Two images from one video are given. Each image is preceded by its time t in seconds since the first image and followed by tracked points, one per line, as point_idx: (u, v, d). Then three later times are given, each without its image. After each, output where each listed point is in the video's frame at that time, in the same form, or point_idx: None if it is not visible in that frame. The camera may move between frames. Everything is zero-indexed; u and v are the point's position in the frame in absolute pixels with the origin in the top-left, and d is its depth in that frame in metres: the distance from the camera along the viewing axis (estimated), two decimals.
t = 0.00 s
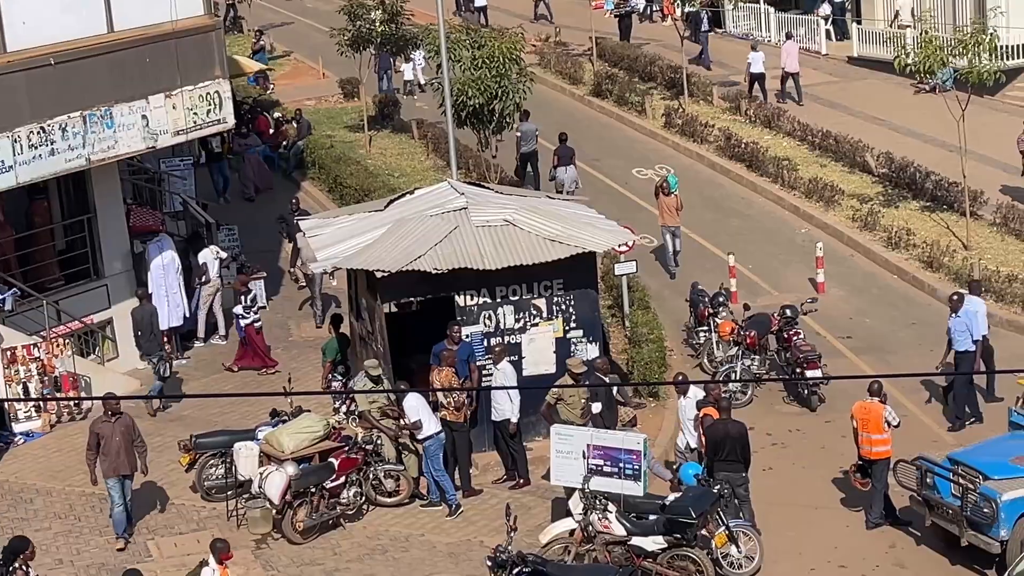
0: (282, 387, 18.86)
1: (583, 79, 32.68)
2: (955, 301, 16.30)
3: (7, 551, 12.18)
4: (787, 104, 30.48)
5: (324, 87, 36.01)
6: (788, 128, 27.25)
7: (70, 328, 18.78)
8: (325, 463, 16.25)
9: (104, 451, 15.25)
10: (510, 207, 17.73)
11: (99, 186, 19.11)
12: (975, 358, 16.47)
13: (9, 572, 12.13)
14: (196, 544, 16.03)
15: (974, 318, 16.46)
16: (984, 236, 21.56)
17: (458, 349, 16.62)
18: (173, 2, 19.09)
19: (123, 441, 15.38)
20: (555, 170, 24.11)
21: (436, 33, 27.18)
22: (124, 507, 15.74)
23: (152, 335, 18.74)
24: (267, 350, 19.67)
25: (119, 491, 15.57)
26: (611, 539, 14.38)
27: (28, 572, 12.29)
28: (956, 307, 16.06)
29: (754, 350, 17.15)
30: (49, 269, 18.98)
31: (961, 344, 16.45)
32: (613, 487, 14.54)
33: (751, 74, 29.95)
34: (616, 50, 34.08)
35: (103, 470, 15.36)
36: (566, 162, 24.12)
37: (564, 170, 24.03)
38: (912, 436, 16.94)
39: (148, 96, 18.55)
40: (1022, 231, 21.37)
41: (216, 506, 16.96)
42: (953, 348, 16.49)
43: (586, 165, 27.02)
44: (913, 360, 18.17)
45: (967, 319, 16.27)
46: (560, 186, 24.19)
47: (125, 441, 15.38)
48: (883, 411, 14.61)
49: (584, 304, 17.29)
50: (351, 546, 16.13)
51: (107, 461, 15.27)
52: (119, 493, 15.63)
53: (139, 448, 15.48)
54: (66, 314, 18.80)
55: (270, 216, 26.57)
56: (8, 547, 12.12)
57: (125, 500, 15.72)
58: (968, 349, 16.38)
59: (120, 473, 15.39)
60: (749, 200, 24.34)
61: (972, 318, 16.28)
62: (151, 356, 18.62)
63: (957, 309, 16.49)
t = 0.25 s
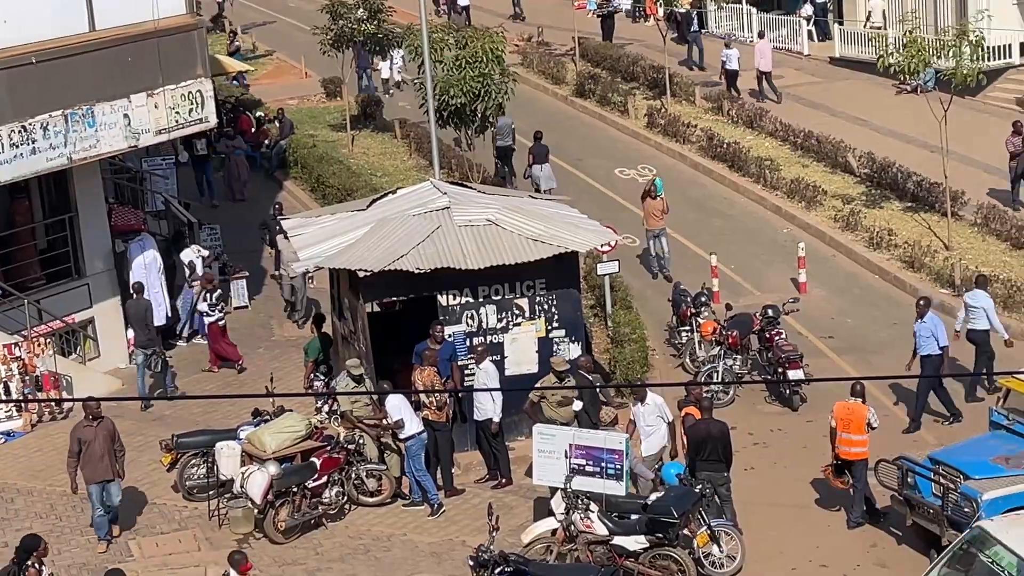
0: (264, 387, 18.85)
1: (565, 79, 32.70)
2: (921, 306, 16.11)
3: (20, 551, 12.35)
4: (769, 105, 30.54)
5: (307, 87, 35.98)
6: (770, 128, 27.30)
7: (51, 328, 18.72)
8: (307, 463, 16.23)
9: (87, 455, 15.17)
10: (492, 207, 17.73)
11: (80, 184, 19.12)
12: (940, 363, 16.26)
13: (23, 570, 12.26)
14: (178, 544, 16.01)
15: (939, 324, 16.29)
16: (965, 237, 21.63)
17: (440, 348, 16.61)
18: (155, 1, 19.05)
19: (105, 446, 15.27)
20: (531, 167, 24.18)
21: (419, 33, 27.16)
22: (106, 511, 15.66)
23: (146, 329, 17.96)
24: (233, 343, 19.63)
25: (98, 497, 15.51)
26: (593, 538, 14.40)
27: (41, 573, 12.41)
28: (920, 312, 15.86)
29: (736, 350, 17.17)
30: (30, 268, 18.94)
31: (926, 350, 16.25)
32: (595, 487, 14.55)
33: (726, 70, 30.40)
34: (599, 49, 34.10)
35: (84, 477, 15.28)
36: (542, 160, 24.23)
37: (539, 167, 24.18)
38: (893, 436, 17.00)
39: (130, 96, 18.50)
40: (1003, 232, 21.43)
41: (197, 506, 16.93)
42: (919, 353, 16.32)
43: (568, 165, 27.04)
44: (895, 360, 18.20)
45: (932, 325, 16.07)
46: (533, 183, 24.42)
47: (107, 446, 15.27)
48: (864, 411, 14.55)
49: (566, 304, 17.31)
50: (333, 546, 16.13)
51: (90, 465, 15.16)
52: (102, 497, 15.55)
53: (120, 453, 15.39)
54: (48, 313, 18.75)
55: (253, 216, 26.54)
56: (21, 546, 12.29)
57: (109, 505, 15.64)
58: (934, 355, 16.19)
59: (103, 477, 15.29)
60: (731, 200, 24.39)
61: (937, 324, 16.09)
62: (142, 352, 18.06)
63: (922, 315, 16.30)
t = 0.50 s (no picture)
0: (243, 388, 18.82)
1: (545, 80, 32.72)
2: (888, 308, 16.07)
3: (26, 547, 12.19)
4: (749, 106, 30.59)
5: (286, 87, 35.94)
6: (749, 129, 27.35)
7: (29, 329, 18.71)
8: (286, 464, 16.23)
9: (69, 463, 14.73)
10: (472, 208, 17.73)
11: (60, 185, 19.01)
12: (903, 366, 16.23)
13: (27, 566, 12.08)
14: (157, 546, 16.00)
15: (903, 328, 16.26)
16: (944, 238, 21.69)
17: (420, 349, 16.62)
18: (134, 2, 19.03)
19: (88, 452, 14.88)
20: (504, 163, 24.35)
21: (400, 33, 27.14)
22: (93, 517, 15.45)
23: (139, 327, 18.32)
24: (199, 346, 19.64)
25: (80, 501, 15.33)
26: (573, 539, 14.46)
27: (44, 570, 12.23)
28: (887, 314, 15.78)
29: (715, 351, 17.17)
30: (7, 269, 18.92)
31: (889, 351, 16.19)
32: (574, 488, 14.62)
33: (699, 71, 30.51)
34: (579, 51, 34.11)
35: (67, 483, 14.93)
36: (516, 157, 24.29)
37: (513, 164, 24.26)
38: (872, 437, 17.04)
39: (109, 96, 18.46)
40: (981, 233, 21.46)
41: (177, 507, 16.93)
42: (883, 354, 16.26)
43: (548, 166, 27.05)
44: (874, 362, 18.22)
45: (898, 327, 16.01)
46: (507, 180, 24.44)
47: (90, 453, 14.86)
48: (847, 411, 14.51)
49: (546, 305, 17.31)
50: (312, 547, 16.11)
51: (75, 475, 14.82)
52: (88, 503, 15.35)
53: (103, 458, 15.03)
54: (26, 314, 18.72)
55: (234, 216, 26.50)
56: (25, 542, 12.18)
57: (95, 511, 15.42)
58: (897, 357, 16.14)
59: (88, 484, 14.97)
60: (711, 201, 24.42)
61: (903, 326, 16.05)
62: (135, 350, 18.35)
63: (887, 317, 16.12)
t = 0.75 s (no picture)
0: (214, 390, 18.76)
1: (517, 82, 32.73)
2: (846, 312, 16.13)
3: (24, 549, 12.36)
4: (721, 108, 30.65)
5: (257, 89, 35.86)
6: (721, 132, 27.39)
7: None
8: (258, 467, 16.19)
9: (52, 471, 14.50)
10: (445, 209, 17.71)
11: (29, 187, 18.97)
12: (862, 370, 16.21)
13: (27, 571, 12.29)
14: (128, 549, 15.95)
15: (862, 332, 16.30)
16: (915, 240, 21.75)
17: (392, 351, 16.59)
18: (105, 2, 18.95)
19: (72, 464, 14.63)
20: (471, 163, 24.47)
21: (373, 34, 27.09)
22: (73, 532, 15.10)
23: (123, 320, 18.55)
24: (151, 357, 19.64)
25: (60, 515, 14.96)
26: (545, 541, 14.43)
27: (45, 573, 12.47)
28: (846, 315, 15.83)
29: (687, 353, 17.16)
30: None
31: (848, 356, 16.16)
32: (546, 490, 14.63)
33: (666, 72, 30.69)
34: (551, 53, 34.12)
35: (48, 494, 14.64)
36: (484, 157, 24.33)
37: (480, 164, 24.33)
38: (844, 439, 17.08)
39: (79, 97, 18.39)
40: (951, 235, 21.52)
41: (148, 510, 16.89)
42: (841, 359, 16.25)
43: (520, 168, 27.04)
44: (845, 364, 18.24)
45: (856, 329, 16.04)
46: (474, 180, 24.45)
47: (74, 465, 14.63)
48: (817, 409, 14.60)
49: (518, 307, 17.29)
50: (284, 550, 16.07)
51: (55, 482, 14.55)
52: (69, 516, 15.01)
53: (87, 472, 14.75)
54: None
55: (207, 218, 26.41)
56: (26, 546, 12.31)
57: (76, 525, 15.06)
58: (855, 361, 16.12)
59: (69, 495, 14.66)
60: (683, 203, 24.44)
61: (861, 329, 16.09)
62: (126, 343, 18.55)
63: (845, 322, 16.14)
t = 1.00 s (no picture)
0: (187, 392, 18.72)
1: (490, 83, 32.76)
2: (803, 315, 16.02)
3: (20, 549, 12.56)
4: (693, 109, 30.71)
5: (229, 89, 35.81)
6: (693, 133, 27.45)
7: None
8: (231, 468, 16.15)
9: (33, 478, 14.34)
10: (418, 210, 17.72)
11: None
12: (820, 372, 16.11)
13: (23, 570, 12.42)
14: (101, 551, 15.92)
15: (818, 335, 16.19)
16: (886, 241, 21.82)
17: (366, 352, 16.60)
18: (76, 3, 18.92)
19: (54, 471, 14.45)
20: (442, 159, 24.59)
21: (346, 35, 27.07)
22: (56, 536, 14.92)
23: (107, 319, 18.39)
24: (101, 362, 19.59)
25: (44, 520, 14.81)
26: (519, 542, 14.44)
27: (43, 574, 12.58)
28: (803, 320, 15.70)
29: (661, 353, 17.26)
30: None
31: (807, 360, 16.02)
32: (519, 491, 14.64)
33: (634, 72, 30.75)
34: (524, 54, 34.15)
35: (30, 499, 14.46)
36: (453, 154, 24.42)
37: (451, 160, 24.39)
38: (816, 439, 17.15)
39: (51, 98, 18.31)
40: (923, 236, 21.59)
41: (120, 512, 16.88)
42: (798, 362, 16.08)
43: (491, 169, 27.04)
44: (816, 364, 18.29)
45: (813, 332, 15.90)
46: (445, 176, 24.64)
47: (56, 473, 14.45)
48: (789, 408, 14.30)
49: (491, 307, 17.31)
50: (257, 551, 16.04)
51: (36, 489, 14.38)
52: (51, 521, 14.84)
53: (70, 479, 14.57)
54: None
55: (181, 220, 26.33)
56: (20, 545, 12.46)
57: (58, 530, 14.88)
58: (814, 364, 15.99)
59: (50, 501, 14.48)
60: (656, 204, 24.48)
61: (818, 331, 15.96)
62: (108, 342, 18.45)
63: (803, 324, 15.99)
